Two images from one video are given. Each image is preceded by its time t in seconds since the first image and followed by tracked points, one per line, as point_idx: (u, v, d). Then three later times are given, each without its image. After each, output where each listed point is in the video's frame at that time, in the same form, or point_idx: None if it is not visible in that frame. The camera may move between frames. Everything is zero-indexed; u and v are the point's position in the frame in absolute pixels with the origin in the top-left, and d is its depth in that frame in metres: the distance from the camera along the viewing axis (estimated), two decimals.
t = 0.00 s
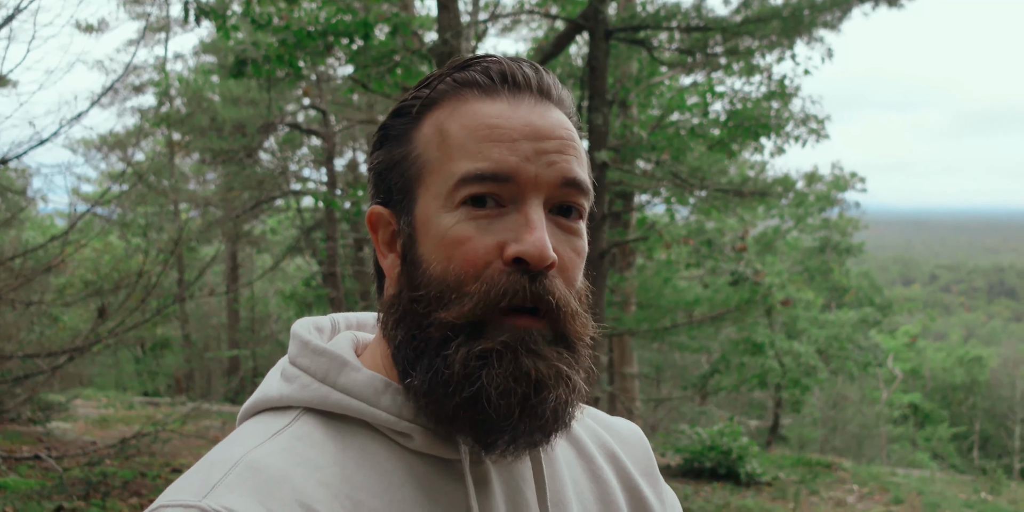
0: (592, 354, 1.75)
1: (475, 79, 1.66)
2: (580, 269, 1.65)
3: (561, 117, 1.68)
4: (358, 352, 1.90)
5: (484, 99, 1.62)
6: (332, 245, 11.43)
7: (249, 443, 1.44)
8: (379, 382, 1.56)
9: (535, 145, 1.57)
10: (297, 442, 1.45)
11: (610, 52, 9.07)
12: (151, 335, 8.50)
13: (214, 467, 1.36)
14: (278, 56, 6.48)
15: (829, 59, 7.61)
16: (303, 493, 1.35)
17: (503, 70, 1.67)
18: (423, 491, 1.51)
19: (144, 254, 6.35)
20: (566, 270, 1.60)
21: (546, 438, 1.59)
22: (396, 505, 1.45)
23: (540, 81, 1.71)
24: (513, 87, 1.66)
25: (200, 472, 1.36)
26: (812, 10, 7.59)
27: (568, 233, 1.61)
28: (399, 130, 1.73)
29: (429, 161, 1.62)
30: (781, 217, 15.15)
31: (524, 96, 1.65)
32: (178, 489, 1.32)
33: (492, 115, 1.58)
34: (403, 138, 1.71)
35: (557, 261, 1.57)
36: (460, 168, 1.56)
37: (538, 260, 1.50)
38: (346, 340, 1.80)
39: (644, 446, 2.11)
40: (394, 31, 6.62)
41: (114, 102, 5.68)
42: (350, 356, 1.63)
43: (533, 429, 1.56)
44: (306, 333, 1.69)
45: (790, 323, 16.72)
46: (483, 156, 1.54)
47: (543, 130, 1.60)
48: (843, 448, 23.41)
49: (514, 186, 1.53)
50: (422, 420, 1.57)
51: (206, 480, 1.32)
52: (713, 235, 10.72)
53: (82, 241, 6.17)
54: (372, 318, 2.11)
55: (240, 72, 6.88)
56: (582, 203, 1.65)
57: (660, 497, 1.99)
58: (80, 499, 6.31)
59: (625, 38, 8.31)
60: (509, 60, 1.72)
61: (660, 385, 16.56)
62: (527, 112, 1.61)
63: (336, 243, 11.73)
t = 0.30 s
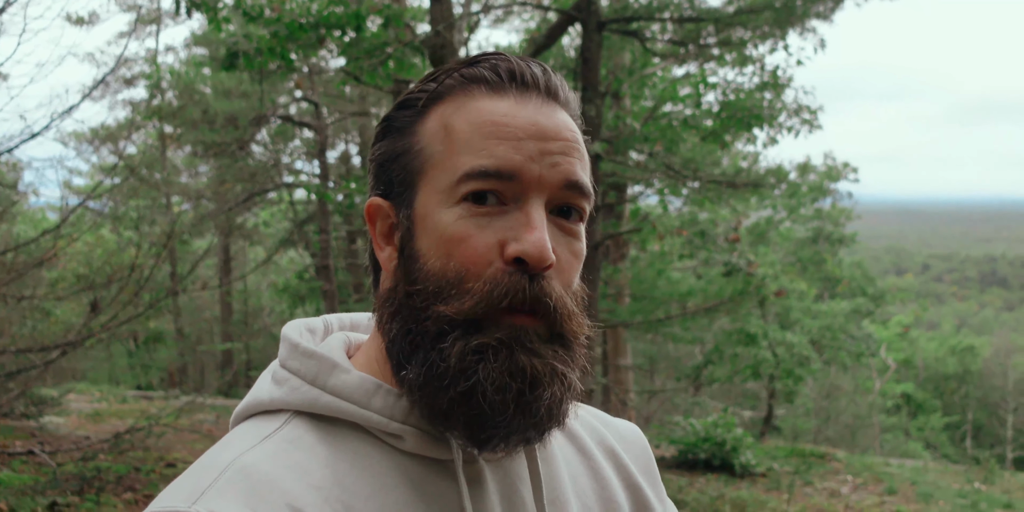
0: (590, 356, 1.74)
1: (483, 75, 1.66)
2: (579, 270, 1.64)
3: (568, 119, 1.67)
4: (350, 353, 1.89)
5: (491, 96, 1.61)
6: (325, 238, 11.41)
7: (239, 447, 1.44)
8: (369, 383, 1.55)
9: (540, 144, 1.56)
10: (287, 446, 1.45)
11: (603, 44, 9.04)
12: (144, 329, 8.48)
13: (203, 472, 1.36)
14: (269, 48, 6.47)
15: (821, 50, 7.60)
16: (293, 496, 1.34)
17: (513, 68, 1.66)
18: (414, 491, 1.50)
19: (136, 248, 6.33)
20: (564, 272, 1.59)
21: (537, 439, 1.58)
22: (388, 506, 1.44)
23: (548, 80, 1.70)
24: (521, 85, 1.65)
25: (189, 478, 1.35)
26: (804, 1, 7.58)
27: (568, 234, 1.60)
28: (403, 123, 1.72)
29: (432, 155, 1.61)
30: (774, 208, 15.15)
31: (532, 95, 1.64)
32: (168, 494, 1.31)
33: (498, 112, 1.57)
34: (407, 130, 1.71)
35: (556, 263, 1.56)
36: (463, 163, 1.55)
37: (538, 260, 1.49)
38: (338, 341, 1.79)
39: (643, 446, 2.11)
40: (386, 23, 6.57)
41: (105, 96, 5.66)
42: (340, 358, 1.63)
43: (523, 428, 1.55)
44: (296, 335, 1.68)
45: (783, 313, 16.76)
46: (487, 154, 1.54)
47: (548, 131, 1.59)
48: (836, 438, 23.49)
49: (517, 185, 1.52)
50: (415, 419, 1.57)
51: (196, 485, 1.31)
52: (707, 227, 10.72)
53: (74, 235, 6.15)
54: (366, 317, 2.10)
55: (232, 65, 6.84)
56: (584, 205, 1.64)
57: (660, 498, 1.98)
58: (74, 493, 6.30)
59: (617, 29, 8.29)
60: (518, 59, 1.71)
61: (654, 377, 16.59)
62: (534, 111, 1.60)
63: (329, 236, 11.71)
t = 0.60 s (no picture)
0: (593, 361, 1.74)
1: (485, 78, 1.64)
2: (584, 277, 1.64)
3: (572, 123, 1.66)
4: (349, 352, 1.89)
5: (494, 101, 1.60)
6: (314, 232, 11.39)
7: (238, 447, 1.43)
8: (370, 384, 1.55)
9: (545, 153, 1.55)
10: (287, 446, 1.44)
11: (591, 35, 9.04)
12: (133, 325, 8.45)
13: (203, 471, 1.35)
14: (257, 42, 6.45)
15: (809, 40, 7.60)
16: (293, 500, 1.34)
17: (515, 71, 1.64)
18: (418, 496, 1.50)
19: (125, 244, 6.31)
20: (570, 280, 1.59)
21: (545, 448, 1.59)
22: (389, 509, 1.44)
23: (551, 82, 1.69)
24: (525, 88, 1.64)
25: (189, 477, 1.34)
26: None
27: (574, 242, 1.60)
28: (404, 126, 1.71)
29: (435, 162, 1.60)
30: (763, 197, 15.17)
31: (536, 100, 1.63)
32: (166, 494, 1.31)
33: (503, 118, 1.56)
34: (408, 134, 1.69)
35: (562, 273, 1.56)
36: (469, 173, 1.54)
37: (545, 272, 1.49)
38: (338, 339, 1.79)
39: (640, 445, 2.11)
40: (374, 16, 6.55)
41: (92, 91, 5.64)
42: (340, 358, 1.62)
43: (530, 438, 1.56)
44: (296, 334, 1.67)
45: (773, 303, 16.80)
46: (493, 163, 1.53)
47: (554, 138, 1.58)
48: (827, 426, 23.58)
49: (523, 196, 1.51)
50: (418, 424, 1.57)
51: (195, 486, 1.31)
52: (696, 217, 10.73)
53: (62, 232, 6.12)
54: (365, 315, 2.10)
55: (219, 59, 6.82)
56: (589, 211, 1.63)
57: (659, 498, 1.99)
58: (66, 491, 6.27)
59: (605, 20, 8.29)
60: (520, 60, 1.70)
61: (644, 367, 16.60)
62: (538, 117, 1.59)
63: (318, 230, 11.69)
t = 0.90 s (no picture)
0: (581, 355, 1.75)
1: (474, 74, 1.65)
2: (571, 271, 1.65)
3: (560, 118, 1.67)
4: (335, 348, 1.89)
5: (483, 96, 1.61)
6: (307, 234, 11.38)
7: (224, 444, 1.43)
8: (357, 381, 1.55)
9: (535, 148, 1.56)
10: (273, 443, 1.44)
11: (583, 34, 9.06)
12: (125, 328, 8.43)
13: (188, 469, 1.35)
14: (248, 44, 6.44)
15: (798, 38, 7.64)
16: (279, 494, 1.34)
17: (504, 67, 1.66)
18: (404, 491, 1.50)
19: (116, 247, 6.29)
20: (558, 274, 1.60)
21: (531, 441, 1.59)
22: (377, 504, 1.44)
23: (538, 77, 1.70)
24: (513, 85, 1.65)
25: (175, 475, 1.34)
26: None
27: (561, 236, 1.61)
28: (392, 122, 1.71)
29: (424, 156, 1.60)
30: (756, 195, 15.18)
31: (524, 96, 1.64)
32: (154, 492, 1.31)
33: (492, 113, 1.57)
34: (396, 130, 1.70)
35: (552, 267, 1.57)
36: (458, 167, 1.55)
37: (535, 265, 1.50)
38: (324, 336, 1.79)
39: (624, 439, 2.12)
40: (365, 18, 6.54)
41: (81, 94, 5.63)
42: (328, 354, 1.62)
43: (521, 430, 1.56)
44: (282, 331, 1.68)
45: (766, 301, 16.81)
46: (483, 157, 1.53)
47: (543, 133, 1.59)
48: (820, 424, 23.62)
49: (513, 191, 1.52)
50: (405, 418, 1.57)
51: (182, 483, 1.31)
52: (688, 216, 10.75)
53: (53, 235, 6.11)
54: (352, 312, 2.10)
55: (210, 61, 6.81)
56: (576, 207, 1.64)
57: (643, 493, 1.99)
58: (58, 495, 6.25)
59: (596, 20, 8.30)
60: (509, 57, 1.71)
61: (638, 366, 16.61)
62: (528, 113, 1.60)
63: (311, 232, 11.68)
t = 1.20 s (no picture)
0: (570, 344, 1.75)
1: (450, 67, 1.65)
2: (555, 261, 1.64)
3: (538, 107, 1.67)
4: (326, 344, 1.89)
5: (458, 89, 1.61)
6: (296, 235, 11.36)
7: (216, 440, 1.43)
8: (347, 376, 1.55)
9: (512, 136, 1.56)
10: (265, 439, 1.44)
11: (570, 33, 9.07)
12: (113, 331, 8.40)
13: (179, 466, 1.35)
14: (235, 45, 6.43)
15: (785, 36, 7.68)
16: (272, 491, 1.34)
17: (480, 59, 1.65)
18: (396, 486, 1.50)
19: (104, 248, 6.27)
20: (541, 262, 1.60)
21: (520, 431, 1.59)
22: (371, 499, 1.44)
23: (514, 67, 1.70)
24: (489, 76, 1.65)
25: (166, 472, 1.34)
26: None
27: (543, 224, 1.61)
28: (371, 118, 1.71)
29: (403, 151, 1.60)
30: (744, 194, 15.21)
31: (500, 86, 1.64)
32: (147, 489, 1.31)
33: (467, 105, 1.57)
34: (374, 126, 1.70)
35: (534, 255, 1.57)
36: (436, 159, 1.55)
37: (516, 254, 1.50)
38: (315, 333, 1.78)
39: (617, 433, 2.12)
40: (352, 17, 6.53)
41: (68, 96, 5.61)
42: (318, 350, 1.62)
43: (509, 420, 1.56)
44: (273, 327, 1.67)
45: (754, 299, 16.85)
46: (460, 148, 1.53)
47: (521, 122, 1.59)
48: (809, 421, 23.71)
49: (491, 180, 1.52)
50: (396, 413, 1.57)
51: (174, 481, 1.31)
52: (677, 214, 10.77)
53: (40, 237, 6.08)
54: (342, 309, 2.09)
55: (197, 62, 6.80)
56: (557, 194, 1.64)
57: (636, 486, 1.99)
58: (48, 498, 6.23)
59: (584, 19, 8.30)
60: (483, 47, 1.70)
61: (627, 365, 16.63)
62: (503, 102, 1.60)
63: (300, 233, 11.66)
